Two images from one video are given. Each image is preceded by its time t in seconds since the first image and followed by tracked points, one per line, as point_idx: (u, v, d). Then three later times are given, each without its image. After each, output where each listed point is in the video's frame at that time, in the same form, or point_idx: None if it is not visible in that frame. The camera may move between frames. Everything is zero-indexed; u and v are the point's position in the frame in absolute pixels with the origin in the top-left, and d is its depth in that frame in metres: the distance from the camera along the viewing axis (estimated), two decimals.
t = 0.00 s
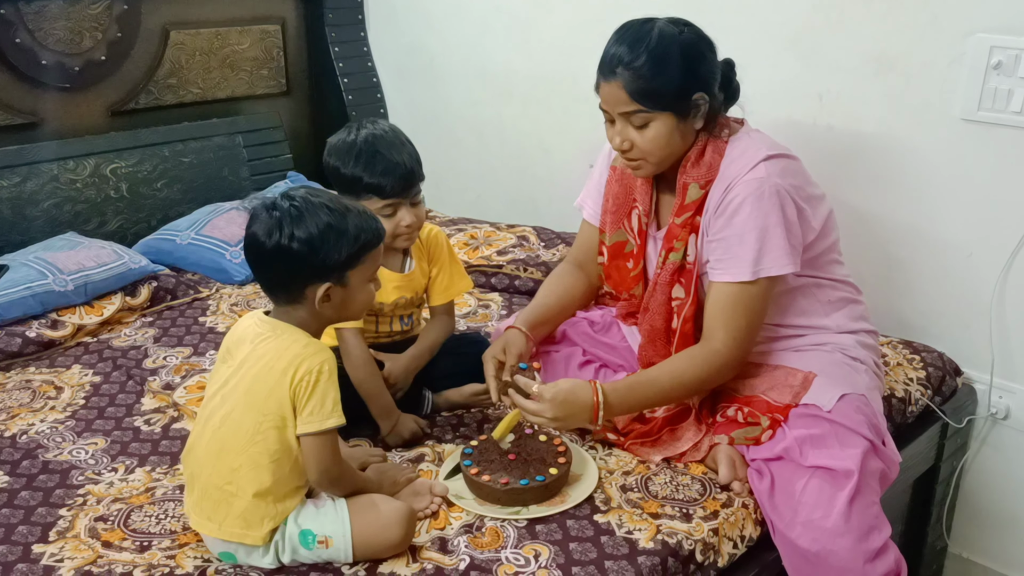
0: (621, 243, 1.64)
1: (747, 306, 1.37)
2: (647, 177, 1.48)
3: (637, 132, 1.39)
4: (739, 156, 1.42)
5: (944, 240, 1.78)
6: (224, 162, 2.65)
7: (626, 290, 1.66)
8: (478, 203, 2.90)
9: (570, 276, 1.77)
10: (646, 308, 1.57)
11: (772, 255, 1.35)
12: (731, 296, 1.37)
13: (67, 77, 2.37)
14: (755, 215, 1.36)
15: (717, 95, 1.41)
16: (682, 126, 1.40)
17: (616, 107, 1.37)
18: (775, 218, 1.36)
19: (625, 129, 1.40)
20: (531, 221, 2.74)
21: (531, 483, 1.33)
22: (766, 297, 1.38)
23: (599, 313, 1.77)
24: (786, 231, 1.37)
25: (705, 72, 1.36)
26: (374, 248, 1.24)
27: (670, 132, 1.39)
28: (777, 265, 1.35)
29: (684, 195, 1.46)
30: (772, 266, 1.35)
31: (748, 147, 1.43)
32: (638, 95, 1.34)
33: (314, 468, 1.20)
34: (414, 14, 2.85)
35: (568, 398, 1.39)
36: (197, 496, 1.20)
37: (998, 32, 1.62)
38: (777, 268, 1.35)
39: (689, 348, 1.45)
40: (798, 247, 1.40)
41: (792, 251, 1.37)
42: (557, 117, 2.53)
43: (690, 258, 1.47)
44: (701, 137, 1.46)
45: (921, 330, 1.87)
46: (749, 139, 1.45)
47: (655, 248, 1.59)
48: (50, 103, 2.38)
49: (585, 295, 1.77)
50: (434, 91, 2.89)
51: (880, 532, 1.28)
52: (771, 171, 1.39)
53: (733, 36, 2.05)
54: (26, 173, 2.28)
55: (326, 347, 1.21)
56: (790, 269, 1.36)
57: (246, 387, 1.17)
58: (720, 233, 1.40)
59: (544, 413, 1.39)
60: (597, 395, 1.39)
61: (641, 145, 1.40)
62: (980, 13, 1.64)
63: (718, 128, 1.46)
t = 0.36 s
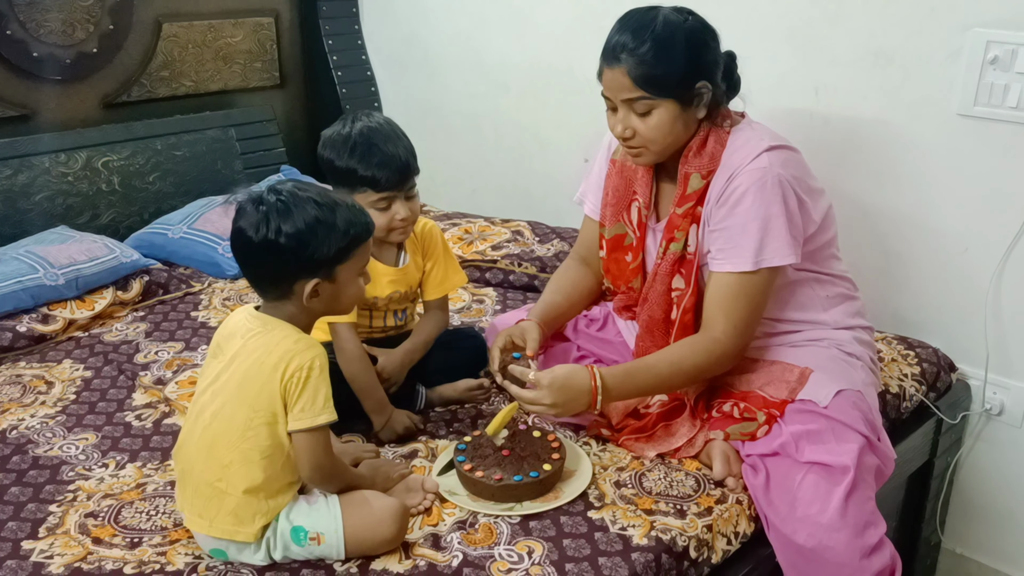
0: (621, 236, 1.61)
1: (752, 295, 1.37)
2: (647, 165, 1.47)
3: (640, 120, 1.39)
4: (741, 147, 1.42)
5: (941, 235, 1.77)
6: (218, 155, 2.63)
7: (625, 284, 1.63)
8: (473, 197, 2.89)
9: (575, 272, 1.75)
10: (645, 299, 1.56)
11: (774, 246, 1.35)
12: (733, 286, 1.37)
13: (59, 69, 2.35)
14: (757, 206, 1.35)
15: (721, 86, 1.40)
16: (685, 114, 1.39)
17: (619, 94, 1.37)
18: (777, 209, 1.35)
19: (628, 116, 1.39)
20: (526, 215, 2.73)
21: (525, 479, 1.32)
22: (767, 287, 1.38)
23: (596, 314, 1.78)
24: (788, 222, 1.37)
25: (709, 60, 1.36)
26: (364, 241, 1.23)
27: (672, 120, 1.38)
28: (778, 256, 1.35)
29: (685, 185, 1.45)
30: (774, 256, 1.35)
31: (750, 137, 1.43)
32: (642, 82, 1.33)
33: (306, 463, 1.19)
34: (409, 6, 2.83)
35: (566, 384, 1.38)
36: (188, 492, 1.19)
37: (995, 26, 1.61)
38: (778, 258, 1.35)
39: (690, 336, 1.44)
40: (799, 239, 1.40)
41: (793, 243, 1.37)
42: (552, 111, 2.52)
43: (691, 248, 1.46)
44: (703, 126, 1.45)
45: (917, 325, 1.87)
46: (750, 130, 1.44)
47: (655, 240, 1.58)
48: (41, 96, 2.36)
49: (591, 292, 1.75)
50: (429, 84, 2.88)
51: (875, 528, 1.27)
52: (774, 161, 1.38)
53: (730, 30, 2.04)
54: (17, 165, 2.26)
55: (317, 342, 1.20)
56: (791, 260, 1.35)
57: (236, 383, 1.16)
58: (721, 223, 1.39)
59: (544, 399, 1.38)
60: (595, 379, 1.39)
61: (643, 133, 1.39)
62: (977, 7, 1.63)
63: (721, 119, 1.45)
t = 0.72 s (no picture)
0: (619, 233, 1.61)
1: (743, 290, 1.37)
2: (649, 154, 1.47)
3: (647, 109, 1.38)
4: (741, 141, 1.42)
5: (934, 234, 1.77)
6: (210, 153, 2.62)
7: (623, 281, 1.62)
8: (466, 195, 2.88)
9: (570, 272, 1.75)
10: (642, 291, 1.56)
11: (771, 240, 1.35)
12: (729, 277, 1.36)
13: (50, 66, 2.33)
14: (756, 199, 1.35)
15: (728, 81, 1.41)
16: (691, 106, 1.39)
17: (628, 82, 1.36)
18: (775, 203, 1.36)
19: (634, 105, 1.39)
20: (519, 213, 2.73)
21: (519, 478, 1.32)
22: (760, 282, 1.38)
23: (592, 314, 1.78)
24: (786, 217, 1.37)
25: (718, 54, 1.36)
26: (352, 238, 1.22)
27: (679, 111, 1.38)
28: (775, 250, 1.35)
29: (684, 176, 1.45)
30: (770, 250, 1.35)
31: (750, 132, 1.43)
32: (653, 71, 1.33)
33: (297, 463, 1.18)
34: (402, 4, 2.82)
35: (554, 366, 1.38)
36: (177, 493, 1.18)
37: (989, 26, 1.61)
38: (775, 252, 1.35)
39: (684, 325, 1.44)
40: (796, 235, 1.40)
41: (790, 237, 1.37)
42: (546, 109, 2.52)
43: (688, 239, 1.46)
44: (707, 119, 1.44)
45: (911, 324, 1.87)
46: (751, 126, 1.44)
47: (653, 236, 1.56)
48: (31, 92, 2.34)
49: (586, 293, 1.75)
50: (422, 82, 2.87)
51: (870, 527, 1.27)
52: (773, 156, 1.38)
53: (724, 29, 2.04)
54: (7, 163, 2.25)
55: (308, 343, 1.19)
56: (789, 255, 1.36)
57: (226, 383, 1.16)
58: (719, 215, 1.39)
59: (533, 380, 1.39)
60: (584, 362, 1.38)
61: (648, 122, 1.39)
62: (971, 7, 1.63)
63: (724, 113, 1.45)
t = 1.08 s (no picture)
0: (619, 228, 1.61)
1: (741, 285, 1.37)
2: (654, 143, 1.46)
3: (660, 99, 1.38)
4: (745, 135, 1.42)
5: (929, 232, 1.77)
6: (203, 150, 2.61)
7: (621, 277, 1.61)
8: (460, 193, 2.87)
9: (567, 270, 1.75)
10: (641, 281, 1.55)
11: (774, 235, 1.36)
12: (731, 270, 1.37)
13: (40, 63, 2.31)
14: (760, 193, 1.36)
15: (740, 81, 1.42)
16: (704, 100, 1.40)
17: (644, 69, 1.36)
18: (779, 198, 1.36)
19: (648, 93, 1.39)
20: (513, 211, 2.72)
21: (513, 477, 1.31)
22: (762, 276, 1.38)
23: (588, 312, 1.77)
24: (789, 211, 1.38)
25: (735, 50, 1.37)
26: (345, 231, 1.21)
27: (691, 103, 1.38)
28: (778, 244, 1.36)
29: (689, 166, 1.44)
30: (772, 244, 1.36)
31: (755, 127, 1.43)
32: (672, 60, 1.33)
33: (291, 463, 1.17)
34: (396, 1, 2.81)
35: (562, 359, 1.37)
36: (170, 492, 1.18)
37: (984, 24, 1.61)
38: (779, 246, 1.36)
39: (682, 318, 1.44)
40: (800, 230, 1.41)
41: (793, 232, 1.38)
42: (540, 106, 2.51)
43: (690, 230, 1.45)
44: (717, 113, 1.44)
45: (906, 322, 1.87)
46: (756, 121, 1.45)
47: (654, 231, 1.56)
48: (22, 89, 2.33)
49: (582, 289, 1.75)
50: (416, 79, 2.86)
51: (865, 525, 1.27)
52: (777, 151, 1.39)
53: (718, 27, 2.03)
54: None
55: (303, 341, 1.19)
56: (793, 249, 1.36)
57: (220, 382, 1.15)
58: (722, 209, 1.39)
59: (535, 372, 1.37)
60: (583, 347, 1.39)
61: (660, 112, 1.39)
62: (965, 5, 1.62)
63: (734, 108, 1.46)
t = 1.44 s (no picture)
0: (624, 228, 1.61)
1: (747, 288, 1.38)
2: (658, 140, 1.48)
3: (667, 96, 1.39)
4: (756, 138, 1.42)
5: (926, 235, 1.77)
6: (199, 152, 2.60)
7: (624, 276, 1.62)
8: (457, 195, 2.87)
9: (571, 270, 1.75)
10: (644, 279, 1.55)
11: (782, 238, 1.36)
12: (738, 273, 1.37)
13: (36, 64, 2.31)
14: (770, 197, 1.36)
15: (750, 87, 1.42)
16: (711, 102, 1.40)
17: (655, 64, 1.37)
18: (788, 202, 1.36)
19: (655, 87, 1.39)
20: (510, 213, 2.72)
21: (509, 480, 1.31)
22: (768, 280, 1.39)
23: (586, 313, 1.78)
24: (799, 215, 1.38)
25: (749, 56, 1.37)
26: (338, 231, 1.21)
27: (697, 103, 1.39)
28: (786, 248, 1.36)
29: (697, 166, 1.44)
30: (780, 248, 1.36)
31: (765, 130, 1.43)
32: (682, 57, 1.34)
33: (287, 465, 1.17)
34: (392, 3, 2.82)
35: (562, 353, 1.38)
36: (166, 493, 1.17)
37: (980, 27, 1.61)
38: (786, 250, 1.36)
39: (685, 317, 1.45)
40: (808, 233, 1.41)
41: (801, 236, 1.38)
42: (537, 108, 2.51)
43: (696, 230, 1.45)
44: (725, 117, 1.45)
45: (902, 325, 1.87)
46: (767, 125, 1.44)
47: (658, 231, 1.56)
48: (18, 90, 2.32)
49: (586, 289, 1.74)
50: (413, 81, 2.86)
51: (862, 527, 1.27)
52: (788, 155, 1.39)
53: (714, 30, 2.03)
54: None
55: (300, 342, 1.19)
56: (801, 254, 1.36)
57: (216, 383, 1.15)
58: (730, 211, 1.39)
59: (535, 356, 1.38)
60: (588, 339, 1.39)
61: (665, 108, 1.40)
62: (962, 8, 1.63)
63: (746, 113, 1.46)
